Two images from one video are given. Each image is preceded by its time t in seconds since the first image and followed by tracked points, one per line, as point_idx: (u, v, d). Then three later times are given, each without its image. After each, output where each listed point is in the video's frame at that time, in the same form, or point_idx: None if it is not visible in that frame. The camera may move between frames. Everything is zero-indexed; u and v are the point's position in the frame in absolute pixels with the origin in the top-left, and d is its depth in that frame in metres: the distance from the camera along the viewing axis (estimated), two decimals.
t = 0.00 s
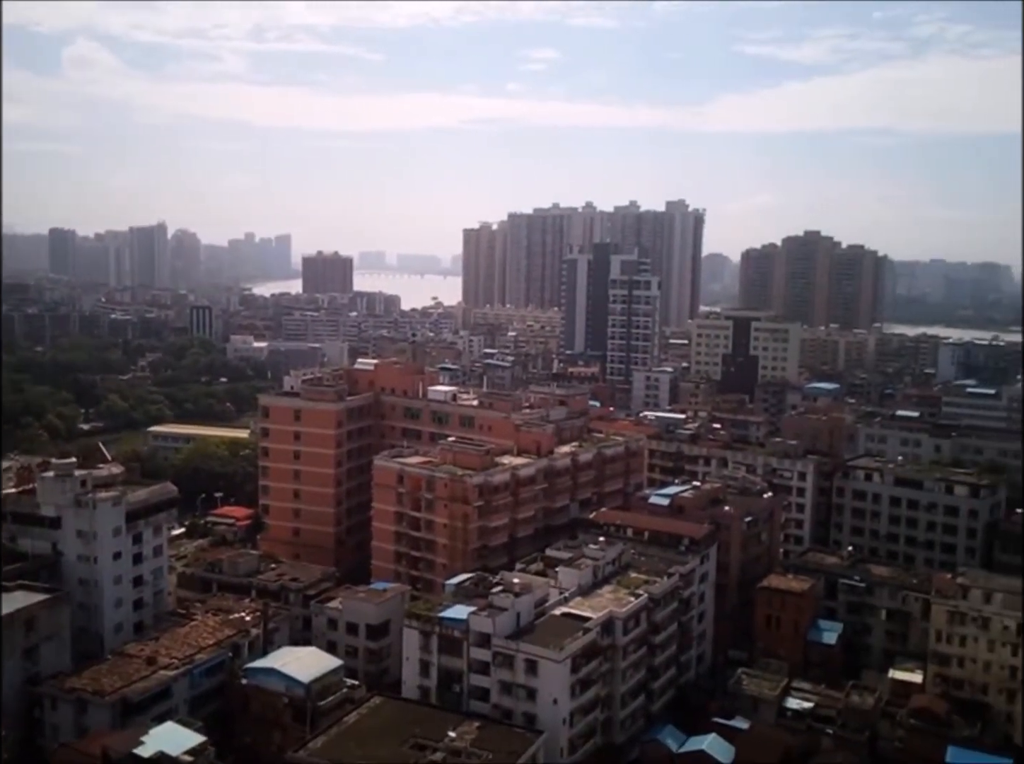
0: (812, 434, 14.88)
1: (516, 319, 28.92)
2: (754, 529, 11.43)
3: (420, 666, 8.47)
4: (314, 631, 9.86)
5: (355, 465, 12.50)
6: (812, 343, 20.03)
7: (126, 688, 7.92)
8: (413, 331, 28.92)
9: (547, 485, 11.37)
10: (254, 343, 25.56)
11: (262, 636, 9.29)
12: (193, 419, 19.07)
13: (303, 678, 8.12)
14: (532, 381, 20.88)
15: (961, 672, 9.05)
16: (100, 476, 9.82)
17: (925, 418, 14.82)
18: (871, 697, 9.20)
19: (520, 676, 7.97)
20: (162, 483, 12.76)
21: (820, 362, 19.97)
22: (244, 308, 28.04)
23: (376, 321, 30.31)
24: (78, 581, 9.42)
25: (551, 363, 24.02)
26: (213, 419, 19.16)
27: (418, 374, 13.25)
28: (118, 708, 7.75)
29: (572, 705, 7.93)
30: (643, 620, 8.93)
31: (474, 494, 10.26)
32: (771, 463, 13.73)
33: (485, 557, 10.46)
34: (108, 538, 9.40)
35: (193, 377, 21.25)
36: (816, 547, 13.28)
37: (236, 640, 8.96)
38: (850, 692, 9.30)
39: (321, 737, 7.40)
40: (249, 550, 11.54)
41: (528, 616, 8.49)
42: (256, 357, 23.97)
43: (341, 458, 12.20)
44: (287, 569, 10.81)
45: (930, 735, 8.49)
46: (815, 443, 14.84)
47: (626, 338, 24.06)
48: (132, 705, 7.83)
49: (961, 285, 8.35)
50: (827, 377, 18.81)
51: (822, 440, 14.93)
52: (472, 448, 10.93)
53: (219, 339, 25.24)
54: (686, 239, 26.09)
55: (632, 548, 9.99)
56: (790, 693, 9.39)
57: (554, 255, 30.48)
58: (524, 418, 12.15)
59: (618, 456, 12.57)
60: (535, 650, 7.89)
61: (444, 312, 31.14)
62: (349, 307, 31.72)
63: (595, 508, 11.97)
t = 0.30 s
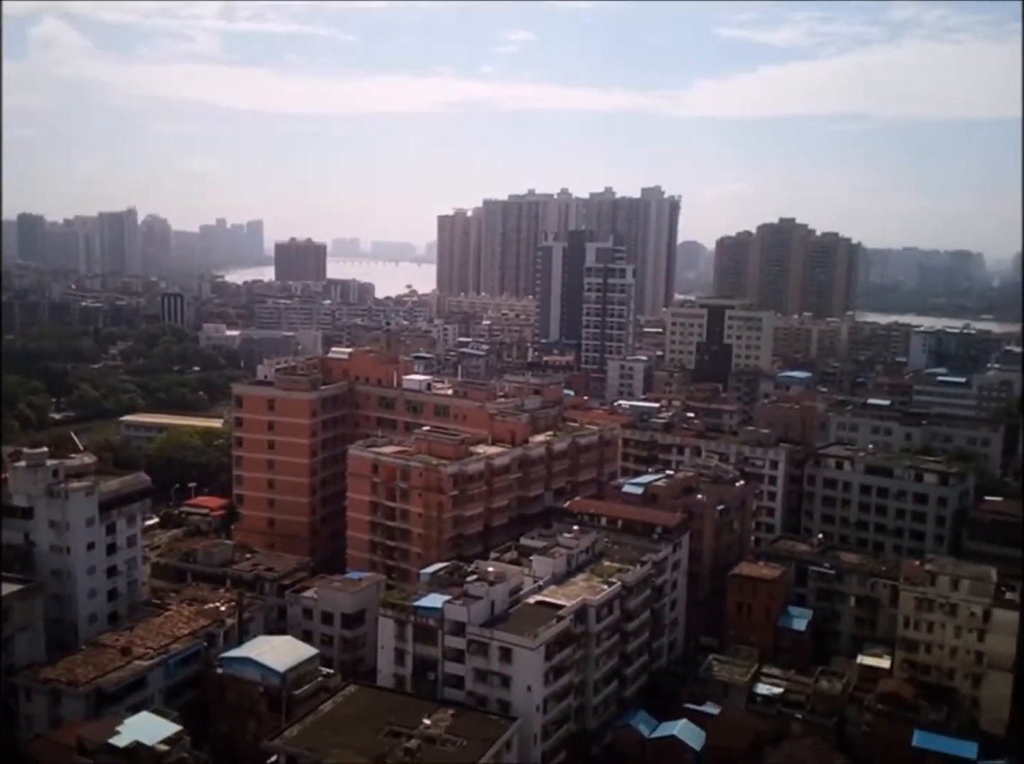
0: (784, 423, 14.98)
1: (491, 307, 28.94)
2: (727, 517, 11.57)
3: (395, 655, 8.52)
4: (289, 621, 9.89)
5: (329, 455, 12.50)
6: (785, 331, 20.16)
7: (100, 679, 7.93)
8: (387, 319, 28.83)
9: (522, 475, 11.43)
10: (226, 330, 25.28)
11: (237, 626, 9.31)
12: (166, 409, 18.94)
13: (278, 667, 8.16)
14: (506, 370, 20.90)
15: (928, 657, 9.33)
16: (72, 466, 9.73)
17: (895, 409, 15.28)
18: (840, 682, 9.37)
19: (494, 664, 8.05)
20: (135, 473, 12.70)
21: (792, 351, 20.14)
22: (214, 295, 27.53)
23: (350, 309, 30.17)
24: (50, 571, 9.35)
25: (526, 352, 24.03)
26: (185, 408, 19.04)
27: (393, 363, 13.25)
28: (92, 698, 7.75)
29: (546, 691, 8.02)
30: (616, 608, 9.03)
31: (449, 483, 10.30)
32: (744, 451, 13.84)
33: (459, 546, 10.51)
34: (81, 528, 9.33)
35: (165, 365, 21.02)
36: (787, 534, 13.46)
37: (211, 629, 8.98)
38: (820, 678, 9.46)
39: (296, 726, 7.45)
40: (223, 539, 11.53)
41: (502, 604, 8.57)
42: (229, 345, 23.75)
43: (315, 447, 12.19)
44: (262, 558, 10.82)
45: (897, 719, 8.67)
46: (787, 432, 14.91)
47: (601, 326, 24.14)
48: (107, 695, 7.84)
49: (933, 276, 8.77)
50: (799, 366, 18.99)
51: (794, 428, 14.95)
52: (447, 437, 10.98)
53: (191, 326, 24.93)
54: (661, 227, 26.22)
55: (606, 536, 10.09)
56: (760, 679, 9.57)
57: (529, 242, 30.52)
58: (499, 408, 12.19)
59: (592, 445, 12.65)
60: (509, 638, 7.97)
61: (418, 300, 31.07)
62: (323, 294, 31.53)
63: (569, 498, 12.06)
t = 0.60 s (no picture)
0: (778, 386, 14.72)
1: (483, 271, 28.90)
2: (718, 480, 11.70)
3: (390, 617, 8.67)
4: (285, 584, 10.05)
5: (322, 421, 12.58)
6: (779, 296, 20.22)
7: (101, 640, 8.08)
8: (379, 285, 28.78)
9: (514, 440, 11.54)
10: (217, 296, 25.14)
11: (234, 588, 9.46)
12: (159, 376, 18.96)
13: (275, 628, 8.34)
14: (498, 336, 20.92)
15: (917, 619, 9.53)
16: (68, 431, 9.83)
17: (888, 373, 15.38)
18: (829, 641, 9.55)
19: (487, 625, 8.21)
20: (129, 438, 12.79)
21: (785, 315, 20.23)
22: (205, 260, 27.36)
23: (342, 274, 30.05)
24: (49, 535, 9.48)
25: (518, 317, 24.02)
26: (176, 375, 19.08)
27: (384, 329, 13.29)
28: (94, 659, 7.91)
29: (538, 652, 8.19)
30: (607, 571, 9.18)
31: (442, 449, 10.39)
32: (736, 416, 13.86)
33: (453, 510, 10.63)
34: (79, 493, 9.45)
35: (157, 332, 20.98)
36: (778, 498, 13.62)
37: (208, 591, 9.13)
38: (808, 638, 9.64)
39: (293, 685, 7.61)
40: (218, 504, 11.65)
41: (495, 567, 8.71)
42: (220, 311, 23.67)
43: (308, 413, 12.27)
44: (258, 523, 10.95)
45: (884, 678, 8.87)
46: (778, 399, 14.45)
47: (594, 289, 24.16)
48: (108, 656, 8.00)
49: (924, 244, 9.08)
50: (791, 331, 19.07)
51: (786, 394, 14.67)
52: (439, 403, 11.06)
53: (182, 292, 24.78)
54: (655, 189, 26.13)
55: (598, 500, 10.23)
56: (750, 639, 9.70)
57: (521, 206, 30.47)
58: (491, 373, 12.26)
59: (584, 410, 12.74)
60: (502, 599, 8.12)
61: (410, 264, 30.98)
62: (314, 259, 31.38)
63: (562, 463, 12.17)
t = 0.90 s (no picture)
0: (801, 307, 14.83)
1: (505, 181, 28.39)
2: (736, 399, 11.65)
3: (406, 527, 8.80)
4: (304, 492, 10.20)
5: (340, 332, 12.57)
6: (808, 211, 19.81)
7: (124, 543, 8.28)
8: (399, 195, 28.39)
9: (532, 356, 11.49)
10: (235, 202, 24.82)
11: (254, 496, 9.63)
12: (178, 284, 18.94)
13: (294, 535, 8.51)
14: (519, 249, 20.68)
15: (930, 541, 9.56)
16: (89, 337, 9.88)
17: (916, 294, 15.13)
18: (840, 561, 9.65)
19: (501, 538, 8.32)
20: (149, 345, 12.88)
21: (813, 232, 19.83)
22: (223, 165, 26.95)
23: (361, 181, 29.62)
24: (72, 439, 9.62)
25: (539, 230, 23.66)
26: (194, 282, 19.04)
27: (403, 240, 13.14)
28: (118, 560, 8.11)
29: (551, 565, 8.32)
30: (621, 487, 9.25)
31: (460, 363, 10.38)
32: (757, 336, 13.76)
33: (469, 424, 10.67)
34: (100, 398, 9.54)
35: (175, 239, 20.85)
36: (796, 418, 13.59)
37: (229, 498, 9.29)
38: (819, 557, 9.73)
39: (312, 590, 7.80)
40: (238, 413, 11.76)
41: (510, 481, 8.78)
42: (238, 218, 23.43)
43: (327, 325, 12.24)
44: (277, 432, 11.06)
45: (893, 598, 8.97)
46: (804, 316, 14.85)
47: (618, 200, 23.84)
48: (131, 558, 8.20)
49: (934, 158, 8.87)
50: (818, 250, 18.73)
51: (810, 313, 14.89)
52: (458, 317, 10.99)
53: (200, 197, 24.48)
54: (684, 96, 25.34)
55: (614, 417, 10.23)
56: (761, 557, 9.81)
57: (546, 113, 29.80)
58: (511, 288, 12.13)
59: (603, 327, 12.63)
60: (516, 513, 8.22)
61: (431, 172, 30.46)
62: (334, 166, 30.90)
63: (580, 380, 12.14)
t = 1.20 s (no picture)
0: (821, 235, 14.85)
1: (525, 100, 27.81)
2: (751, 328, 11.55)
3: (417, 446, 8.85)
4: (316, 410, 10.25)
5: (355, 252, 12.46)
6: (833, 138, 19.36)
7: (136, 455, 8.38)
8: (417, 112, 27.94)
9: (548, 279, 11.38)
10: (250, 115, 24.37)
11: (266, 412, 9.69)
12: (192, 198, 18.80)
13: (306, 452, 8.58)
14: (537, 170, 20.40)
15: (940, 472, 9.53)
16: (102, 250, 9.84)
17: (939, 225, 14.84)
18: (848, 491, 9.67)
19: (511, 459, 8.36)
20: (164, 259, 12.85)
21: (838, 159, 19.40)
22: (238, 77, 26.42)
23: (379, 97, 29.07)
24: (86, 352, 9.65)
25: (559, 151, 23.26)
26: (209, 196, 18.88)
27: (420, 158, 12.92)
28: (131, 472, 8.21)
29: (560, 487, 8.36)
30: (633, 413, 9.23)
31: (474, 286, 10.29)
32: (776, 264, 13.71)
33: (482, 347, 10.63)
34: (113, 312, 9.54)
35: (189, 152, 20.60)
36: (812, 348, 13.50)
37: (241, 414, 9.35)
38: (828, 487, 9.75)
39: (323, 506, 7.89)
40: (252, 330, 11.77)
41: (522, 404, 8.77)
42: (253, 133, 23.11)
43: (341, 244, 12.13)
44: (290, 350, 11.07)
45: (898, 527, 9.00)
46: (824, 244, 14.81)
47: (640, 125, 23.66)
48: (144, 470, 8.30)
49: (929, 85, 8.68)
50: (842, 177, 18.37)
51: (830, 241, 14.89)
52: (475, 238, 10.86)
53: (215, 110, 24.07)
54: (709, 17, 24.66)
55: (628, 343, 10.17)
56: (770, 485, 9.85)
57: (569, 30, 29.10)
58: (528, 209, 11.95)
59: (620, 251, 12.47)
60: (527, 435, 8.23)
61: (450, 90, 29.86)
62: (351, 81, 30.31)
63: (594, 305, 12.05)
